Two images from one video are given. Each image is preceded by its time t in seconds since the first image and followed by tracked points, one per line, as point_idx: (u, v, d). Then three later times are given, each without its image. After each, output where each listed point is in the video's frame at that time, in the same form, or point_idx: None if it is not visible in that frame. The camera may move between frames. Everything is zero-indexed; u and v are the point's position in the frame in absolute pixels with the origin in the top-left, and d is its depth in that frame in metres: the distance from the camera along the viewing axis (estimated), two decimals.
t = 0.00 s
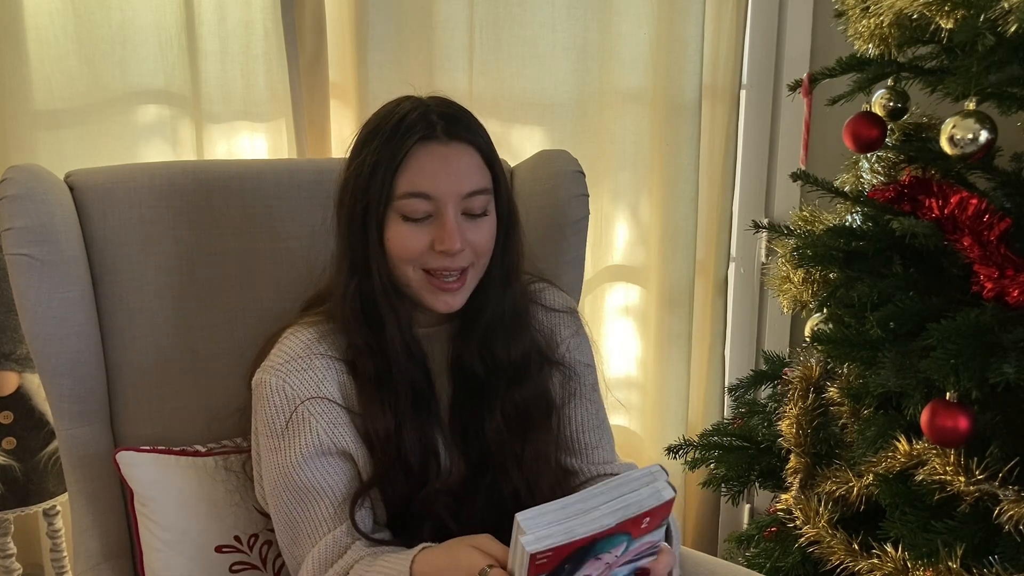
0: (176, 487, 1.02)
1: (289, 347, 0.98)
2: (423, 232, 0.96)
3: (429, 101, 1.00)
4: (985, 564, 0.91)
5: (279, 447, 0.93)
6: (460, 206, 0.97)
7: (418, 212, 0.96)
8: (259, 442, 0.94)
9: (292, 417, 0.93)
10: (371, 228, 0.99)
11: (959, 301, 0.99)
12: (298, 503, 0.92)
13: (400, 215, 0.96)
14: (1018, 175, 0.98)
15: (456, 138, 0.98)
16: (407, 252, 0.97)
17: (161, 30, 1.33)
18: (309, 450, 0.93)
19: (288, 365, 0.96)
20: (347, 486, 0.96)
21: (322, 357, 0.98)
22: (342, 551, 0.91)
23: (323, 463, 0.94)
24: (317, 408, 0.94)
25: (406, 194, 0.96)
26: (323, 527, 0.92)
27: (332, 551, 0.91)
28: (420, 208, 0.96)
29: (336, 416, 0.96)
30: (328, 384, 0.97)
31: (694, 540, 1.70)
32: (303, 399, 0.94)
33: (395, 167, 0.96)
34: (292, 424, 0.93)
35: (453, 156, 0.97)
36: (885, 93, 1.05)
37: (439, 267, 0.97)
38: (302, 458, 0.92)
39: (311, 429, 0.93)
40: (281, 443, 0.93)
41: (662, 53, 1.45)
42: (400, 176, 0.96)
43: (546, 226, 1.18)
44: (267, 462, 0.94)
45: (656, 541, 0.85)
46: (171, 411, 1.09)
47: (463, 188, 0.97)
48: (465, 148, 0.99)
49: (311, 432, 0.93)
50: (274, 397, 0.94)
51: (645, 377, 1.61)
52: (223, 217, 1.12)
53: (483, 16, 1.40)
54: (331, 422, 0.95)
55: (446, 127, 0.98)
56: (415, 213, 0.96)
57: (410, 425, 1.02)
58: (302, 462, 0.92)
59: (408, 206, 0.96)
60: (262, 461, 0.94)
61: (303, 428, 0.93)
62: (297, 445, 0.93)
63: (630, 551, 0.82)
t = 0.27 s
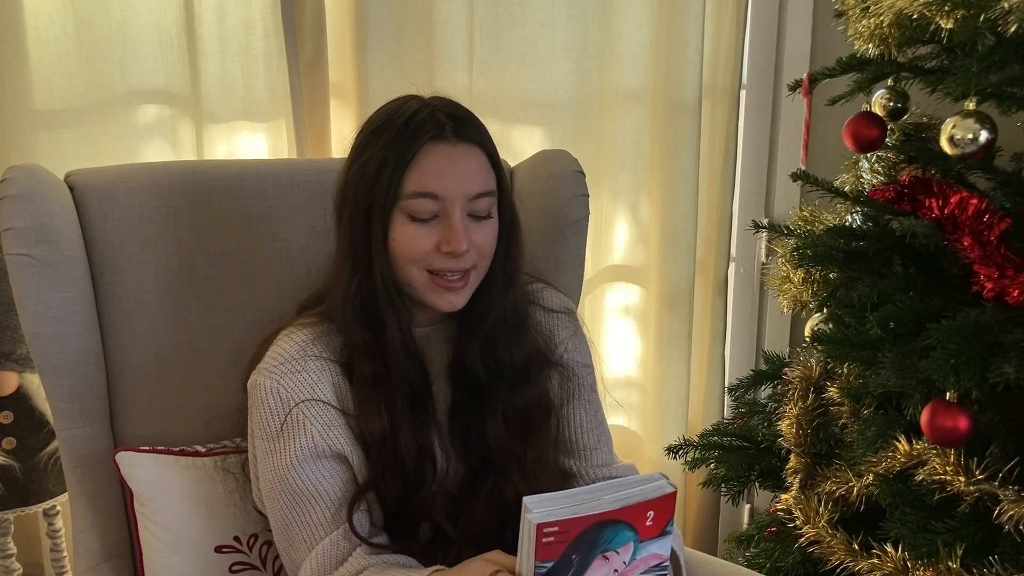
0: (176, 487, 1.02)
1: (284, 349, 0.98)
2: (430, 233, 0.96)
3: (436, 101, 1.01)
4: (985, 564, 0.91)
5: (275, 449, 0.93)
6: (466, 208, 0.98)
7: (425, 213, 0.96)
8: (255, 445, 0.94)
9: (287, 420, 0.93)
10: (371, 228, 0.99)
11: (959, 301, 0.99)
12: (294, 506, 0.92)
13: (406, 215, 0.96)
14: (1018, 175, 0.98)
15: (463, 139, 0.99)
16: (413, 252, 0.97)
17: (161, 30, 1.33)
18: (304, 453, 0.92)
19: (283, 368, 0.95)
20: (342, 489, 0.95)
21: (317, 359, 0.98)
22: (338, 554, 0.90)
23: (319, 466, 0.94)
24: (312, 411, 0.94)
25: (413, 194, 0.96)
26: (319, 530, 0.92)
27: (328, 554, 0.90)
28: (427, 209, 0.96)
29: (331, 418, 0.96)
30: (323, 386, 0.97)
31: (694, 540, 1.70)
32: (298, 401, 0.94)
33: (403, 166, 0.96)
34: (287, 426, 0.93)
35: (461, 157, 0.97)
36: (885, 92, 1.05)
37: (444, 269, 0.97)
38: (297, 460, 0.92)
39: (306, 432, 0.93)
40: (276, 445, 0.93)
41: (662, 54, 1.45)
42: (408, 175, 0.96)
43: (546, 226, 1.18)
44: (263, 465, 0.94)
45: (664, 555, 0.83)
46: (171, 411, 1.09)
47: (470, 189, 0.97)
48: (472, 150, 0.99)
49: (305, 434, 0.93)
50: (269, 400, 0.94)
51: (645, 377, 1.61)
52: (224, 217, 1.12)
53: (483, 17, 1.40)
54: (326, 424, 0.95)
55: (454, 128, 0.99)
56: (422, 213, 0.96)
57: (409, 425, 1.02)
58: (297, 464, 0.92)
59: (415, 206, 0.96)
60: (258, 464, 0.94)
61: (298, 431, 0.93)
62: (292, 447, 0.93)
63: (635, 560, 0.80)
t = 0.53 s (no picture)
0: (176, 487, 1.02)
1: (281, 350, 0.98)
2: (434, 234, 0.96)
3: (442, 101, 1.01)
4: (985, 564, 0.91)
5: (272, 450, 0.93)
6: (471, 209, 0.98)
7: (429, 213, 0.96)
8: (253, 446, 0.94)
9: (284, 420, 0.93)
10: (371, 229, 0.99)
11: (959, 301, 0.99)
12: (290, 506, 0.92)
13: (410, 216, 0.96)
14: (1018, 175, 0.98)
15: (468, 140, 0.99)
16: (418, 253, 0.96)
17: (161, 30, 1.33)
18: (300, 453, 0.92)
19: (280, 368, 0.96)
20: (339, 489, 0.95)
21: (314, 359, 0.98)
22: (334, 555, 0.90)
23: (316, 466, 0.93)
24: (309, 411, 0.94)
25: (418, 194, 0.96)
26: (316, 531, 0.92)
27: (325, 554, 0.90)
28: (432, 210, 0.96)
29: (328, 418, 0.96)
30: (320, 387, 0.97)
31: (694, 540, 1.70)
32: (296, 402, 0.94)
33: (408, 166, 0.96)
34: (284, 426, 0.93)
35: (465, 158, 0.97)
36: (885, 92, 1.05)
37: (448, 269, 0.97)
38: (294, 460, 0.92)
39: (303, 432, 0.93)
40: (273, 446, 0.93)
41: (662, 54, 1.46)
42: (414, 175, 0.96)
43: (546, 226, 1.18)
44: (260, 466, 0.94)
45: (658, 562, 0.83)
46: (171, 411, 1.09)
47: (474, 190, 0.97)
48: (477, 150, 0.99)
49: (302, 434, 0.93)
50: (266, 400, 0.94)
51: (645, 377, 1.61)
52: (224, 217, 1.12)
53: (483, 17, 1.40)
54: (323, 425, 0.95)
55: (460, 129, 0.99)
56: (426, 214, 0.96)
57: (408, 425, 1.02)
58: (293, 465, 0.92)
59: (420, 207, 0.96)
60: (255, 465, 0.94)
61: (295, 431, 0.93)
62: (289, 448, 0.93)
63: (630, 569, 0.81)
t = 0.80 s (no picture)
0: (176, 487, 1.02)
1: (281, 349, 0.98)
2: (436, 229, 0.96)
3: (443, 99, 1.01)
4: (985, 564, 0.91)
5: (272, 449, 0.93)
6: (472, 205, 0.98)
7: (431, 208, 0.96)
8: (253, 445, 0.94)
9: (284, 420, 0.93)
10: (371, 229, 0.99)
11: (959, 301, 0.99)
12: (291, 505, 0.92)
13: (412, 211, 0.96)
14: (1018, 175, 0.98)
15: (471, 137, 0.99)
16: (419, 249, 0.96)
17: (161, 30, 1.33)
18: (301, 452, 0.92)
19: (280, 367, 0.96)
20: (340, 488, 0.95)
21: (314, 359, 0.98)
22: (335, 551, 0.90)
23: (316, 465, 0.93)
24: (309, 411, 0.94)
25: (420, 189, 0.96)
26: (316, 529, 0.92)
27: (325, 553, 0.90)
28: (434, 205, 0.96)
29: (328, 418, 0.96)
30: (320, 386, 0.97)
31: (694, 540, 1.70)
32: (296, 401, 0.94)
33: (410, 163, 0.96)
34: (285, 426, 0.93)
35: (468, 154, 0.98)
36: (885, 92, 1.05)
37: (449, 265, 0.97)
38: (294, 460, 0.92)
39: (303, 431, 0.93)
40: (274, 445, 0.93)
41: (662, 54, 1.46)
42: (416, 172, 0.96)
43: (546, 226, 1.18)
44: (261, 465, 0.94)
45: (638, 552, 0.81)
46: (171, 411, 1.09)
47: (476, 186, 0.97)
48: (479, 147, 1.00)
49: (302, 433, 0.93)
50: (266, 400, 0.94)
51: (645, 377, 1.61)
52: (224, 217, 1.12)
53: (483, 16, 1.40)
54: (323, 424, 0.95)
55: (462, 126, 0.99)
56: (428, 209, 0.96)
57: (409, 425, 1.02)
58: (294, 464, 0.92)
59: (422, 202, 0.96)
60: (256, 464, 0.94)
61: (295, 430, 0.93)
62: (289, 447, 0.93)
63: (607, 556, 0.79)
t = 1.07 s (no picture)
0: (176, 487, 1.02)
1: (281, 348, 0.98)
2: (437, 225, 0.96)
3: (442, 97, 1.01)
4: (985, 564, 0.91)
5: (271, 448, 0.93)
6: (474, 200, 0.98)
7: (432, 204, 0.96)
8: (252, 444, 0.94)
9: (283, 418, 0.93)
10: (371, 229, 0.99)
11: (959, 302, 0.99)
12: (290, 503, 0.92)
13: (413, 207, 0.96)
14: (1018, 175, 0.98)
15: (471, 134, 1.00)
16: (420, 244, 0.96)
17: (161, 30, 1.33)
18: (300, 451, 0.92)
19: (279, 366, 0.96)
20: (339, 487, 0.95)
21: (314, 358, 0.98)
22: (334, 549, 0.89)
23: (315, 464, 0.93)
24: (308, 409, 0.94)
25: (422, 185, 0.96)
26: (315, 527, 0.91)
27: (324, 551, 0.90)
28: (435, 200, 0.96)
29: (327, 416, 0.96)
30: (320, 385, 0.97)
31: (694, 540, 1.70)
32: (295, 400, 0.94)
33: (411, 160, 0.96)
34: (283, 424, 0.93)
35: (469, 151, 0.98)
36: (885, 92, 1.05)
37: (452, 261, 0.97)
38: (293, 458, 0.92)
39: (302, 430, 0.93)
40: (272, 444, 0.93)
41: (662, 54, 1.46)
42: (417, 168, 0.96)
43: (546, 226, 1.18)
44: (260, 464, 0.94)
45: (639, 563, 0.81)
46: (171, 411, 1.10)
47: (477, 182, 0.97)
48: (479, 143, 1.00)
49: (301, 431, 0.93)
50: (265, 398, 0.94)
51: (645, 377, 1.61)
52: (224, 217, 1.12)
53: (483, 17, 1.40)
54: (322, 422, 0.95)
55: (462, 123, 1.00)
56: (429, 205, 0.96)
57: (409, 424, 1.02)
58: (292, 462, 0.92)
59: (423, 197, 0.96)
60: (255, 463, 0.94)
61: (294, 429, 0.93)
62: (288, 445, 0.93)
63: (607, 565, 0.80)
